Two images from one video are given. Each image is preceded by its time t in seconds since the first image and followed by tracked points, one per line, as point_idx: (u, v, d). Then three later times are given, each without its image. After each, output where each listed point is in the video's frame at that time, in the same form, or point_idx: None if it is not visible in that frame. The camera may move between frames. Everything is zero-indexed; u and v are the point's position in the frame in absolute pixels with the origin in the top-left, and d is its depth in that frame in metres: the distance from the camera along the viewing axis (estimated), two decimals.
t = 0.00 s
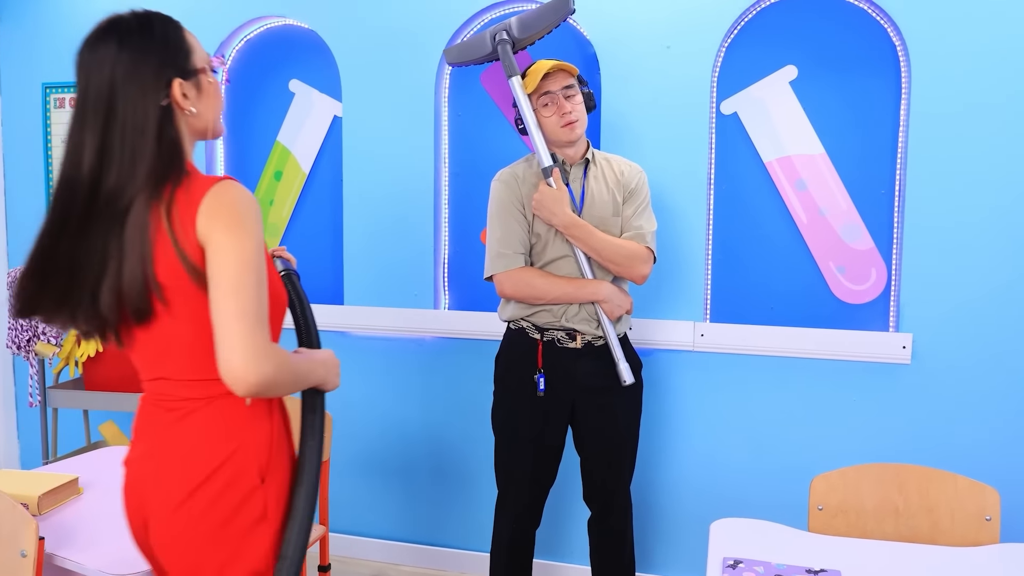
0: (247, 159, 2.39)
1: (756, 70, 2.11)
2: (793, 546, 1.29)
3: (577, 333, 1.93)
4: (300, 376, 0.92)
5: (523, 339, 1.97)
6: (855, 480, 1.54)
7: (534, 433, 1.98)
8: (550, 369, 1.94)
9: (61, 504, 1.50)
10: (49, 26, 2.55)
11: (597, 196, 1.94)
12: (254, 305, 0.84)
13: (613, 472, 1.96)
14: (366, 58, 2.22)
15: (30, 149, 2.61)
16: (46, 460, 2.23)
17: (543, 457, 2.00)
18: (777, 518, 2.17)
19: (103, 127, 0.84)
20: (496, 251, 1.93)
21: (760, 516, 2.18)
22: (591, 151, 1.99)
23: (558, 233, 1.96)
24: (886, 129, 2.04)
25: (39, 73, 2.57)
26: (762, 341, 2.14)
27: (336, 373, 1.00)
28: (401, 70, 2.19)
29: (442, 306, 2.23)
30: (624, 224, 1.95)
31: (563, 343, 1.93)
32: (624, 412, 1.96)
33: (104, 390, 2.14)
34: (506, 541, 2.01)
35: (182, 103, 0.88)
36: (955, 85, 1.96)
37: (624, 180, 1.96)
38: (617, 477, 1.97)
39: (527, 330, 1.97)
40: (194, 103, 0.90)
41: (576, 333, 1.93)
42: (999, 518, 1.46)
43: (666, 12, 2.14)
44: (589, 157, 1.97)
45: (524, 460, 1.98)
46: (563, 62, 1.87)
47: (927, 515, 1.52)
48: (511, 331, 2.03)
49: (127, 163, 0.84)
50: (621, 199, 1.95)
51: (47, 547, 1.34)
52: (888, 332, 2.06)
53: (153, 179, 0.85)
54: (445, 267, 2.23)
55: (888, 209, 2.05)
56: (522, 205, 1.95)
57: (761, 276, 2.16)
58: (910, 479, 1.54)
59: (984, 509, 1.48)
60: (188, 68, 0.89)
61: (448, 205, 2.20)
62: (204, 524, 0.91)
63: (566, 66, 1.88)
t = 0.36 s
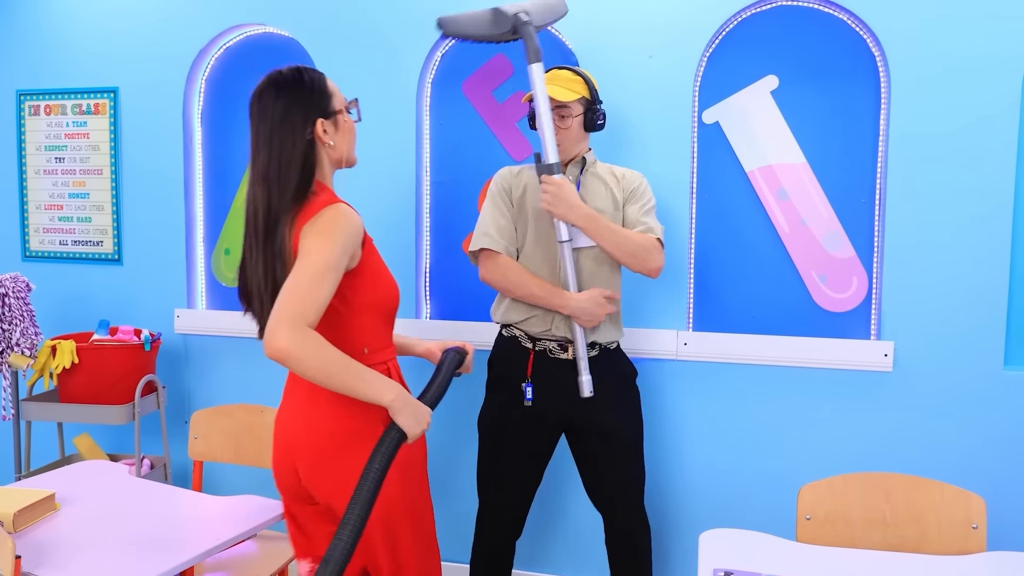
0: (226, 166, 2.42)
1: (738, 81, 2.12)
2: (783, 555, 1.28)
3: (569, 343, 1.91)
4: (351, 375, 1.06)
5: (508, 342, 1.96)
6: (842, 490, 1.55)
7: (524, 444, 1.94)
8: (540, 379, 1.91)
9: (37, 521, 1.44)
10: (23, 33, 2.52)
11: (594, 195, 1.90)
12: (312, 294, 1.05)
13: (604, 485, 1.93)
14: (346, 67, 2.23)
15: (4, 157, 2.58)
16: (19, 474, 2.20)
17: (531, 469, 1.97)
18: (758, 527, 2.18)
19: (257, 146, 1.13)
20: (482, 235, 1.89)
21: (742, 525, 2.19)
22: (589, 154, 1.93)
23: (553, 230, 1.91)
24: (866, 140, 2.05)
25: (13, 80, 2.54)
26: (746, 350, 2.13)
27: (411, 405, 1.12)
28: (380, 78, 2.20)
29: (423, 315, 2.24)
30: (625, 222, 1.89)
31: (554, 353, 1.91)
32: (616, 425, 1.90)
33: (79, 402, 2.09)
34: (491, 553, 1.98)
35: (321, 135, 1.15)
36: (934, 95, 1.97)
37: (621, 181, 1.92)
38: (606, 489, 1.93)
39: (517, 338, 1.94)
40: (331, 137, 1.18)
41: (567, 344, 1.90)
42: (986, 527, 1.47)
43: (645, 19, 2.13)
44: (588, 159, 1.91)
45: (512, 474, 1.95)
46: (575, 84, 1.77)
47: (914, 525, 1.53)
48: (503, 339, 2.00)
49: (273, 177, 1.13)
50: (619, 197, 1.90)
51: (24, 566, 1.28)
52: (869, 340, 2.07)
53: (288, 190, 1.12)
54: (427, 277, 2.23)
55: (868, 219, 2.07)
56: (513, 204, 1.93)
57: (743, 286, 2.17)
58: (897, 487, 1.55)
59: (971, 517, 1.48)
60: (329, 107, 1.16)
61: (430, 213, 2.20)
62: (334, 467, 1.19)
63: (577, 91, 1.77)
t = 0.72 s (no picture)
0: (202, 171, 2.42)
1: (718, 87, 2.12)
2: (765, 560, 1.29)
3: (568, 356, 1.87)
4: (326, 355, 1.41)
5: (525, 360, 1.95)
6: (825, 494, 1.55)
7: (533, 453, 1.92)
8: (547, 389, 1.89)
9: (13, 533, 1.41)
10: None
11: (585, 221, 1.87)
12: (312, 286, 1.41)
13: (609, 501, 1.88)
14: (325, 74, 2.25)
15: None
16: None
17: (535, 480, 1.94)
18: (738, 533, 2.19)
19: (330, 157, 1.54)
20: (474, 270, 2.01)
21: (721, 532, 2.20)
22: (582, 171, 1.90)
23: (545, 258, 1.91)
24: (844, 146, 2.07)
25: None
26: (727, 355, 2.13)
27: (365, 383, 1.42)
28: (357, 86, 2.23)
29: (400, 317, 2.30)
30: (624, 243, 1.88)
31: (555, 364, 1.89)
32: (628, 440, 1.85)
33: (55, 412, 2.08)
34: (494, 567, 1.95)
35: (372, 152, 1.55)
36: (910, 102, 1.99)
37: (616, 198, 1.87)
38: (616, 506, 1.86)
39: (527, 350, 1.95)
40: (383, 154, 1.58)
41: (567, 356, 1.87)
42: (966, 530, 1.47)
43: (624, 27, 2.09)
44: (575, 185, 1.87)
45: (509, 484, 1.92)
46: (549, 113, 1.72)
47: (895, 529, 1.53)
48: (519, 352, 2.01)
49: (333, 179, 1.53)
50: (610, 218, 1.86)
51: (6, 569, 1.27)
52: (848, 345, 2.08)
53: (344, 191, 1.52)
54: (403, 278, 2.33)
55: (847, 225, 2.08)
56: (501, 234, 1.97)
57: (722, 291, 2.18)
58: (879, 491, 1.55)
59: (951, 520, 1.48)
60: (384, 131, 1.56)
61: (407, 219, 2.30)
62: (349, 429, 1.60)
63: (552, 120, 1.72)
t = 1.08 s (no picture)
0: (204, 172, 2.43)
1: (721, 86, 2.10)
2: (769, 562, 1.28)
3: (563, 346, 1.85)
4: (354, 336, 1.64)
5: (523, 348, 1.94)
6: (834, 498, 1.53)
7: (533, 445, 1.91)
8: (540, 377, 1.88)
9: (20, 532, 1.41)
10: None
11: (604, 207, 1.86)
12: (334, 280, 1.63)
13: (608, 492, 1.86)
14: (325, 75, 2.26)
15: None
16: None
17: (537, 473, 1.92)
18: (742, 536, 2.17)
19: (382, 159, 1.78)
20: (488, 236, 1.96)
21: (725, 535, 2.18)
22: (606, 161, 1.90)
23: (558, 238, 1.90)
24: (849, 145, 2.05)
25: None
26: (732, 357, 2.11)
27: (390, 359, 1.64)
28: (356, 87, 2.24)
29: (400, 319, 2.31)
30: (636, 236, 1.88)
31: (551, 355, 1.87)
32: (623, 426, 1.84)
33: (61, 412, 2.10)
34: (509, 558, 1.95)
35: (411, 154, 1.74)
36: (915, 100, 1.96)
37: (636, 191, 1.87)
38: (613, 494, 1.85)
39: (525, 341, 1.94)
40: (421, 156, 1.76)
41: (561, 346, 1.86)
42: (979, 536, 1.44)
43: (624, 27, 2.08)
44: (597, 172, 1.87)
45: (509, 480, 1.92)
46: (581, 111, 1.71)
47: (906, 534, 1.51)
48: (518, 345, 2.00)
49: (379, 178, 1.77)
50: (633, 213, 1.86)
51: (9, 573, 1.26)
52: (854, 348, 2.05)
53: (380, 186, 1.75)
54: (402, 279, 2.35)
55: (852, 225, 2.06)
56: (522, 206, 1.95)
57: (725, 292, 2.16)
58: (889, 497, 1.53)
59: (964, 526, 1.46)
60: (424, 136, 1.74)
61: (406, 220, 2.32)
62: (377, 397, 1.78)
63: (584, 119, 1.72)
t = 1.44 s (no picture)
0: (215, 167, 2.42)
1: (737, 85, 2.09)
2: (779, 560, 1.27)
3: (586, 341, 1.86)
4: (392, 302, 1.88)
5: (547, 344, 1.95)
6: (845, 497, 1.52)
7: (549, 441, 1.90)
8: (564, 371, 1.88)
9: (29, 526, 1.41)
10: (9, 34, 2.51)
11: (640, 205, 1.82)
12: (369, 260, 1.90)
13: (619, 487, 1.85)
14: (338, 71, 2.25)
15: None
16: (8, 478, 2.20)
17: (556, 471, 1.92)
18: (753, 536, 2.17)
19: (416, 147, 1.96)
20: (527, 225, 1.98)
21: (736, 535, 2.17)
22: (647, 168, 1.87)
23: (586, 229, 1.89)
24: (865, 145, 2.03)
25: None
26: (743, 356, 2.10)
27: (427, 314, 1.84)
28: (370, 83, 2.23)
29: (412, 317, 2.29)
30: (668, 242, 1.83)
31: (574, 350, 1.88)
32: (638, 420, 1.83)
33: (69, 407, 2.10)
34: (524, 556, 1.95)
35: (438, 148, 1.91)
36: (931, 99, 1.94)
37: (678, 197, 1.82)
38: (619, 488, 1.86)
39: (549, 335, 1.95)
40: (446, 150, 1.91)
41: (584, 342, 1.86)
42: (989, 536, 1.43)
43: (639, 24, 2.06)
44: (636, 176, 1.84)
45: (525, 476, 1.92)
46: (628, 112, 1.69)
47: (915, 533, 1.50)
48: (541, 341, 2.00)
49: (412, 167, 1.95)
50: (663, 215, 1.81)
51: (19, 570, 1.25)
52: (867, 348, 2.04)
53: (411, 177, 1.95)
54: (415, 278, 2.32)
55: (866, 225, 2.05)
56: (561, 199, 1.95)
57: (739, 292, 2.14)
58: (898, 494, 1.52)
59: (974, 526, 1.44)
60: (448, 130, 1.89)
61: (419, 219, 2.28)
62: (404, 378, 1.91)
63: (631, 120, 1.69)
